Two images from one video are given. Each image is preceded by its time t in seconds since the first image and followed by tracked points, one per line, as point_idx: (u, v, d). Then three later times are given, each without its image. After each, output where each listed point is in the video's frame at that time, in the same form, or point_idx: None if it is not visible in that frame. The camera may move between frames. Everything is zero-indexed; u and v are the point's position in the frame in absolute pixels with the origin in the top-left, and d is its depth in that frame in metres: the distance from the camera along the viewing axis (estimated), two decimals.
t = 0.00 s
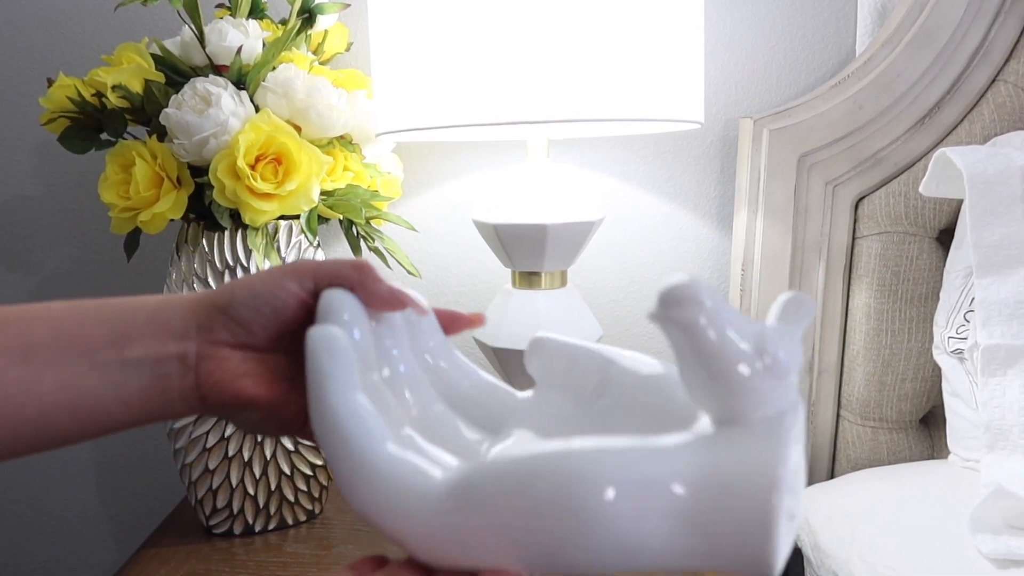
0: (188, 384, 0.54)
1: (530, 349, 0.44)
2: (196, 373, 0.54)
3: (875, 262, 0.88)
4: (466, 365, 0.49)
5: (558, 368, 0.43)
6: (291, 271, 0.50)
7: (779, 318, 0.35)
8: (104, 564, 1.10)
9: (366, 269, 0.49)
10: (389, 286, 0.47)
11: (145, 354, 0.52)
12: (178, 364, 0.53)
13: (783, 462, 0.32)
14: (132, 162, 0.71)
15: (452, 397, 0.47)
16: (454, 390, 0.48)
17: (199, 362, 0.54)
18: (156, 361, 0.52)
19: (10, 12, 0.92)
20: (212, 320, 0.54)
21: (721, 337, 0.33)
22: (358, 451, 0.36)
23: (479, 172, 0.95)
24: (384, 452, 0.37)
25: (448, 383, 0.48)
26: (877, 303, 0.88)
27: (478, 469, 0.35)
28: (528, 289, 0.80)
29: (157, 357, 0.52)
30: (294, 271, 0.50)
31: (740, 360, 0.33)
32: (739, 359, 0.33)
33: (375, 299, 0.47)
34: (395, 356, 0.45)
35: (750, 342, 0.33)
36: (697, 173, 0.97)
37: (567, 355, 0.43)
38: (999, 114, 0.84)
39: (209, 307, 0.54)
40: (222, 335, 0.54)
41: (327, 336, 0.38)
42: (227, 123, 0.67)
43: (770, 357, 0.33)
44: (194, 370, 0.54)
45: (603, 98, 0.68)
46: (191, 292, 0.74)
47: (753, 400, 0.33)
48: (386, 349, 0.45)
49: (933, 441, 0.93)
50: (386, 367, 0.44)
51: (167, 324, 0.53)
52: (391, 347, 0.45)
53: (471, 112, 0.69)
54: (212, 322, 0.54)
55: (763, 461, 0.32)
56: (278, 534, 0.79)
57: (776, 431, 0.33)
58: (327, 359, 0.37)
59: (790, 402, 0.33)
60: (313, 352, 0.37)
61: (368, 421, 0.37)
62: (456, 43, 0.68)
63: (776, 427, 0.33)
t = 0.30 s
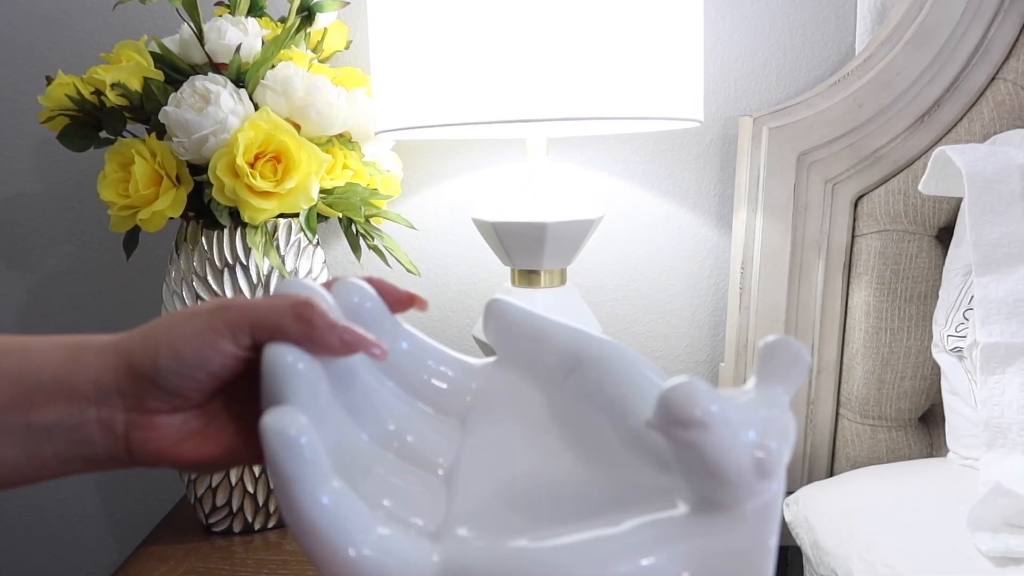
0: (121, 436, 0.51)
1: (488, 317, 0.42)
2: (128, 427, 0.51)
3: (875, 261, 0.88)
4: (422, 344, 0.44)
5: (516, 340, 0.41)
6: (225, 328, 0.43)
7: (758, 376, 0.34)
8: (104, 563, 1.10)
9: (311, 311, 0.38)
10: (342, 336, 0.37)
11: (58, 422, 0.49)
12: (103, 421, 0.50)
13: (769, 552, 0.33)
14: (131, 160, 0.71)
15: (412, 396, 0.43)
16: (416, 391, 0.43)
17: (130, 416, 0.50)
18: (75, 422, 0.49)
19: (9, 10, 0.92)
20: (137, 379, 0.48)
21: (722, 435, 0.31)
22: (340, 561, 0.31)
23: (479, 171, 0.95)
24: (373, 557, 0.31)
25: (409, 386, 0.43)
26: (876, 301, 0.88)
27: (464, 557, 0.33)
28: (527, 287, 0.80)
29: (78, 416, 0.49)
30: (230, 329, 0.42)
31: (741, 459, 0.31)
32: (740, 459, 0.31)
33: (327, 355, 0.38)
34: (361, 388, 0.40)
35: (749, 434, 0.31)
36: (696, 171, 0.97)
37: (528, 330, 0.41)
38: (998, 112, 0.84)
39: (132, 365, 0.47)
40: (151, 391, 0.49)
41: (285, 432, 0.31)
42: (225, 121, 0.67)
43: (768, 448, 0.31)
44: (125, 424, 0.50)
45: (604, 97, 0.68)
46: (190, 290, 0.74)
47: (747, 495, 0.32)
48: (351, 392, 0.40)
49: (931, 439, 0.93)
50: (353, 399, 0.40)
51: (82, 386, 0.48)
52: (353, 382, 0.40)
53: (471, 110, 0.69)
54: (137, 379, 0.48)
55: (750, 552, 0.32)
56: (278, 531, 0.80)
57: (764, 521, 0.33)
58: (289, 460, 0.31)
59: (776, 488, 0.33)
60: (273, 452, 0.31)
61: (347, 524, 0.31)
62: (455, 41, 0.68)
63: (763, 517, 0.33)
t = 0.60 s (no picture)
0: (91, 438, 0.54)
1: (445, 364, 0.45)
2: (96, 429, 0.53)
3: (874, 259, 0.88)
4: (382, 385, 0.48)
5: (473, 385, 0.44)
6: (203, 340, 0.47)
7: (690, 386, 0.38)
8: (103, 561, 1.10)
9: (290, 343, 0.42)
10: (313, 364, 0.42)
11: (24, 420, 0.52)
12: (71, 421, 0.53)
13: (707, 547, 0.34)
14: (131, 159, 0.71)
15: (370, 430, 0.47)
16: (373, 426, 0.47)
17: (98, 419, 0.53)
18: (40, 422, 0.52)
19: (8, 8, 0.91)
20: (109, 381, 0.51)
21: (653, 434, 0.34)
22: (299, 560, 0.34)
23: (478, 170, 0.95)
24: (328, 559, 0.34)
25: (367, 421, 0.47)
26: (875, 299, 0.88)
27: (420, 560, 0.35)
28: (526, 286, 0.80)
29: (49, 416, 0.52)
30: (210, 342, 0.46)
31: (670, 455, 0.34)
32: (669, 454, 0.34)
33: (297, 379, 0.42)
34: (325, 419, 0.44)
35: (679, 433, 0.34)
36: (696, 170, 0.97)
37: (485, 378, 0.44)
38: (997, 111, 0.84)
39: (109, 367, 0.51)
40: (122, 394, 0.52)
41: (254, 444, 0.35)
42: (225, 120, 0.67)
43: (697, 444, 0.34)
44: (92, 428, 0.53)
45: (603, 95, 0.68)
46: (190, 289, 0.74)
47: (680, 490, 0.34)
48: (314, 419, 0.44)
49: (930, 437, 0.93)
50: (317, 430, 0.44)
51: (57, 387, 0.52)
52: (319, 414, 0.44)
53: (471, 109, 0.69)
54: (109, 382, 0.51)
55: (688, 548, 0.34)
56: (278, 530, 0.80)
57: (700, 514, 0.35)
58: (256, 464, 0.35)
59: (709, 483, 0.35)
60: (242, 458, 0.35)
61: (308, 528, 0.35)
62: (454, 40, 0.68)
63: (698, 510, 0.35)
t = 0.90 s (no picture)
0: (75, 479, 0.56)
1: (383, 435, 0.47)
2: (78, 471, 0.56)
3: (874, 258, 0.88)
4: (325, 453, 0.49)
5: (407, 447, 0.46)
6: (178, 392, 0.50)
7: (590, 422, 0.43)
8: (104, 559, 1.10)
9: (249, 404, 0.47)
10: (274, 420, 0.47)
11: (8, 459, 0.55)
12: (55, 462, 0.55)
13: (601, 554, 0.41)
14: (131, 157, 0.71)
15: (310, 487, 0.49)
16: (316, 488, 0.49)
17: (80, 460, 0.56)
18: (23, 462, 0.56)
19: (8, 6, 0.91)
20: (90, 426, 0.55)
21: (551, 459, 0.40)
22: None
23: (479, 168, 0.95)
24: None
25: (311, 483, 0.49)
26: (875, 298, 0.88)
27: None
28: (526, 285, 0.80)
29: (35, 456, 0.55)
30: (182, 398, 0.50)
31: (568, 476, 0.40)
32: (568, 473, 0.40)
33: (251, 434, 0.47)
34: (275, 474, 0.48)
35: (573, 455, 0.40)
36: (696, 168, 0.97)
37: (419, 441, 0.46)
38: (998, 109, 0.84)
39: (93, 413, 0.54)
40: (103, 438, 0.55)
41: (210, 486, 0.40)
42: (226, 118, 0.67)
43: (591, 466, 0.41)
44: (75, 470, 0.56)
45: (604, 94, 0.68)
46: (191, 287, 0.73)
47: (578, 506, 0.41)
48: (264, 476, 0.47)
49: (930, 436, 0.93)
50: (265, 481, 0.47)
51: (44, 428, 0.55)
52: (268, 469, 0.47)
53: (472, 107, 0.69)
54: (89, 427, 0.55)
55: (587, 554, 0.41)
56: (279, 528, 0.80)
57: (593, 525, 0.41)
58: (208, 495, 0.40)
59: (603, 500, 0.42)
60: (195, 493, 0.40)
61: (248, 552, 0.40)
62: (455, 38, 0.68)
63: (594, 521, 0.41)
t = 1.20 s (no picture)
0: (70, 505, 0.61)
1: (333, 453, 0.60)
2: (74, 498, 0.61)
3: (875, 257, 0.88)
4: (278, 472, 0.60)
5: (359, 458, 0.60)
6: (163, 424, 0.58)
7: (502, 414, 0.55)
8: (106, 558, 1.10)
9: (218, 434, 0.55)
10: (235, 448, 0.57)
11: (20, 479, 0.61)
12: (50, 491, 0.61)
13: (517, 511, 0.50)
14: (132, 155, 0.71)
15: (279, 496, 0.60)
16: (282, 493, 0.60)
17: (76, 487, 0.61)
18: (32, 483, 0.61)
19: (8, 5, 0.91)
20: (89, 451, 0.60)
21: (466, 443, 0.51)
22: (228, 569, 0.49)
23: (479, 167, 0.95)
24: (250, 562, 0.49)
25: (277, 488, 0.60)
26: (876, 297, 0.88)
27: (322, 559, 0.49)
28: (526, 283, 0.80)
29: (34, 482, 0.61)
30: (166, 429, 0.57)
31: (482, 454, 0.51)
32: (481, 452, 0.51)
33: (219, 461, 0.55)
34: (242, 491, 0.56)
35: (486, 436, 0.51)
36: (697, 167, 0.97)
37: (360, 453, 0.60)
38: (999, 108, 0.84)
39: (87, 445, 0.61)
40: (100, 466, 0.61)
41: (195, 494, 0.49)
42: (226, 117, 0.67)
43: (502, 445, 0.52)
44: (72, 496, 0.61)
45: (605, 93, 0.68)
46: (191, 286, 0.73)
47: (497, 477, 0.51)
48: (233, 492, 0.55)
49: (932, 434, 0.93)
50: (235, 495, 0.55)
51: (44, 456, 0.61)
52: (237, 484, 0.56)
53: (473, 106, 0.69)
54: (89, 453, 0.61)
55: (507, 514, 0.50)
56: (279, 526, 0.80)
57: (509, 492, 0.51)
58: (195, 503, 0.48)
59: (516, 469, 0.52)
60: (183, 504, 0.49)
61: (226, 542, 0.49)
62: (455, 36, 0.68)
63: (510, 488, 0.51)
